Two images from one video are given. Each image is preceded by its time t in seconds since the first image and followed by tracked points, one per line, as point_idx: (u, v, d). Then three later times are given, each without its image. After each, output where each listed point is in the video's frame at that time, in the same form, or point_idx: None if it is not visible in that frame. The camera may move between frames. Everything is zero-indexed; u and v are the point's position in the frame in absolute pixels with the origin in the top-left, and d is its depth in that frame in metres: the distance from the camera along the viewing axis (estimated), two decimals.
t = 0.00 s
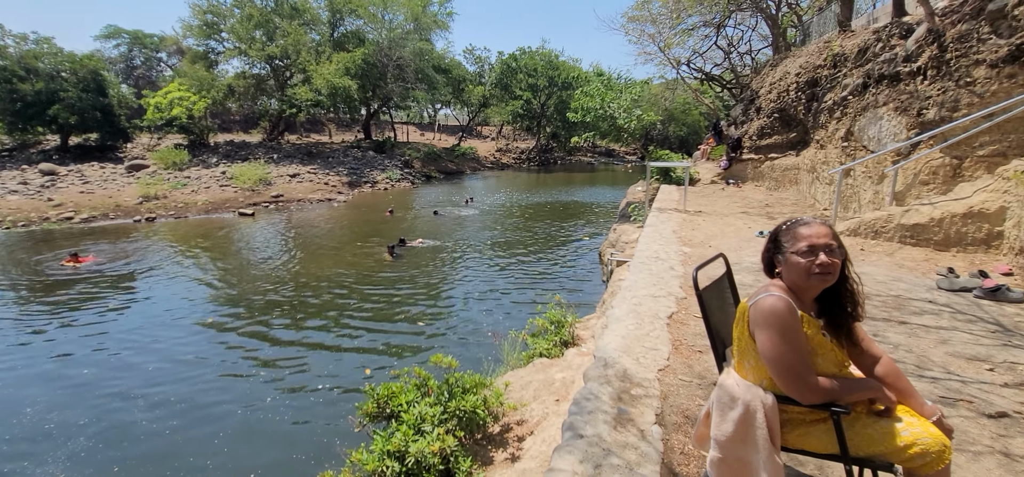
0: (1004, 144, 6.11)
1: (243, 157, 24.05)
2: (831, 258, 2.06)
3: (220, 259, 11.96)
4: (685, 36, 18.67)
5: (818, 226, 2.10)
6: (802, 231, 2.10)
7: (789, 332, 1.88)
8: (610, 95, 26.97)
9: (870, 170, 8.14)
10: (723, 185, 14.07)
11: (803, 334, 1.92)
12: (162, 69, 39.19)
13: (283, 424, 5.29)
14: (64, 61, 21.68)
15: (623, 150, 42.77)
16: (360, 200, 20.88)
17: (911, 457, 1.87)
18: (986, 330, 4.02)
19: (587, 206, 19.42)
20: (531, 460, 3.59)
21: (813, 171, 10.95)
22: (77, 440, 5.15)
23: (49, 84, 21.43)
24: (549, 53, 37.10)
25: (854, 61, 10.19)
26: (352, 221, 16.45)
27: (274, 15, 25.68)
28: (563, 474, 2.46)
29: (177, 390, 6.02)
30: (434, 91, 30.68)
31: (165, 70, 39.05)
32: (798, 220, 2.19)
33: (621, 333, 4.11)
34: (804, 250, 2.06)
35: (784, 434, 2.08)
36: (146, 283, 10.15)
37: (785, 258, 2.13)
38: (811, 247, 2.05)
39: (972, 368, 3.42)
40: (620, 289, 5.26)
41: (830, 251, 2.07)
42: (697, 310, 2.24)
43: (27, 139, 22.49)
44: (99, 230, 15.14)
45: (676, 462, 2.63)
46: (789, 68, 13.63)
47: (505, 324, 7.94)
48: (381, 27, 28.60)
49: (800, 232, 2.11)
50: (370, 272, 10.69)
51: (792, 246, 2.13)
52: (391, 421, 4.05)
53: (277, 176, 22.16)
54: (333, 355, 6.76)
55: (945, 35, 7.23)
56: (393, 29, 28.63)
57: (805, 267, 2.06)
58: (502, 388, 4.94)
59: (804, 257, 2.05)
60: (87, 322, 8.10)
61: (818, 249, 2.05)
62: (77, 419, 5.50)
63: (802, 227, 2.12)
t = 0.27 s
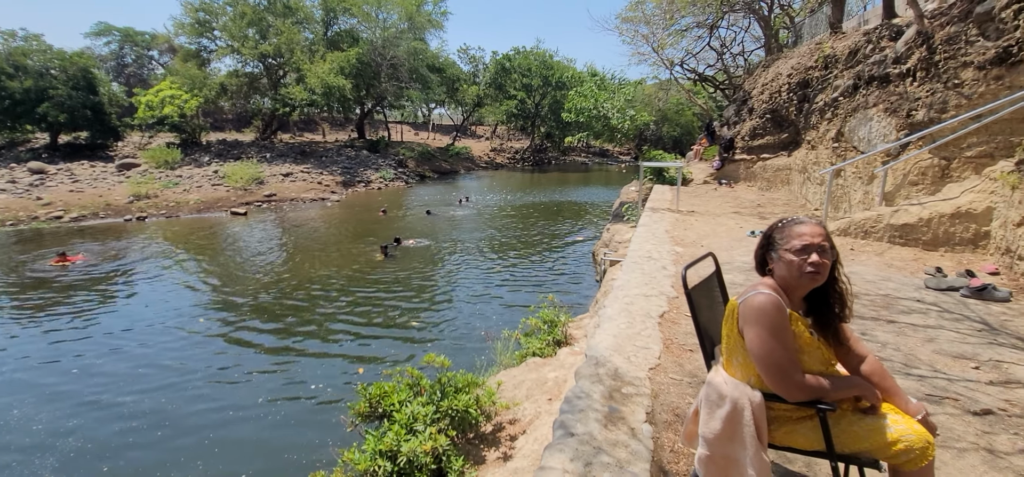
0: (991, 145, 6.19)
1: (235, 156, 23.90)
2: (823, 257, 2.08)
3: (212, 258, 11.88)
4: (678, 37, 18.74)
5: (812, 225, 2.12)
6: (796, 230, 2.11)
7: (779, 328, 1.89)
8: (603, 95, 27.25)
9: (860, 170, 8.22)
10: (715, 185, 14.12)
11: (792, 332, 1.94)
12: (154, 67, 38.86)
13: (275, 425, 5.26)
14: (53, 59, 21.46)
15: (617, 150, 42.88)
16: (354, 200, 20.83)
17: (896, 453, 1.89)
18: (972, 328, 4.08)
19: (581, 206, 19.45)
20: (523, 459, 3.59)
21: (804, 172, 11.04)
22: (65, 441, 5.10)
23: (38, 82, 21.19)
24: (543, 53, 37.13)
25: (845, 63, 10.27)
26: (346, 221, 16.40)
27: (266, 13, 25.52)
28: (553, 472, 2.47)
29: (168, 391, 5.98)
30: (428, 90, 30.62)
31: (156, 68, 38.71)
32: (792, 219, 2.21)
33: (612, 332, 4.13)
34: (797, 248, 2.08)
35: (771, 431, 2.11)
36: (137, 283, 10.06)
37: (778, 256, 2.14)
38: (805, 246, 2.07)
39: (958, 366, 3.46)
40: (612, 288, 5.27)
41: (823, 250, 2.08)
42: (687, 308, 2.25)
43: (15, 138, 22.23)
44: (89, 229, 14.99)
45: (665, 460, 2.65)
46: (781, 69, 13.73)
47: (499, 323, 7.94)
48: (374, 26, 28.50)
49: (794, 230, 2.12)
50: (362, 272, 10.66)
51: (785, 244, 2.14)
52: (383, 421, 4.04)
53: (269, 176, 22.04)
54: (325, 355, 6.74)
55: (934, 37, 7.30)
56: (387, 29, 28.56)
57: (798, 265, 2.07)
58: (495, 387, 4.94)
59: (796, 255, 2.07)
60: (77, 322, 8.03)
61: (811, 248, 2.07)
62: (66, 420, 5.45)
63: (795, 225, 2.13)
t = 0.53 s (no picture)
0: (978, 148, 6.27)
1: (228, 156, 23.76)
2: (819, 261, 2.10)
3: (204, 259, 11.81)
4: (672, 39, 18.83)
5: (809, 229, 2.13)
6: (794, 233, 2.12)
7: (772, 330, 1.91)
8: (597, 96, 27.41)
9: (851, 173, 8.30)
10: (708, 186, 14.18)
11: (785, 334, 1.96)
12: (145, 66, 38.55)
13: (267, 427, 5.24)
14: (42, 57, 21.24)
15: (611, 151, 43.00)
16: (347, 200, 20.77)
17: (883, 453, 1.92)
18: (960, 329, 4.13)
19: (575, 207, 19.51)
20: (516, 460, 3.61)
21: (796, 173, 11.13)
22: (55, 444, 5.06)
23: (27, 80, 20.97)
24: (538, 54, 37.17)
25: (836, 66, 10.37)
26: (339, 221, 16.36)
27: (259, 12, 25.39)
28: (546, 473, 2.49)
29: (159, 393, 5.94)
30: (423, 90, 30.59)
31: (147, 66, 38.41)
32: (789, 222, 2.22)
33: (605, 333, 4.15)
34: (794, 251, 2.09)
35: (761, 432, 2.13)
36: (128, 283, 9.99)
37: (774, 258, 2.16)
38: (802, 250, 2.08)
39: (946, 367, 3.51)
40: (605, 290, 5.29)
41: (819, 254, 2.10)
42: (681, 308, 2.26)
43: (3, 137, 21.98)
44: (79, 229, 14.86)
45: (658, 461, 2.66)
46: (773, 72, 13.84)
47: (493, 324, 7.95)
48: (368, 26, 28.41)
49: (791, 233, 2.13)
50: (356, 272, 10.65)
51: (783, 247, 2.16)
52: (376, 422, 4.04)
53: (262, 176, 21.92)
54: (318, 356, 6.71)
55: (923, 41, 7.39)
56: (381, 28, 28.50)
57: (794, 268, 2.09)
58: (489, 388, 4.95)
59: (793, 259, 2.09)
60: (67, 323, 7.96)
61: (808, 252, 2.08)
62: (55, 423, 5.40)
63: (792, 228, 2.15)
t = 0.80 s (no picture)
0: (970, 148, 6.33)
1: (222, 157, 23.64)
2: (821, 262, 2.09)
3: (198, 260, 11.74)
4: (666, 40, 18.90)
5: (811, 229, 2.12)
6: (795, 233, 2.11)
7: (770, 329, 1.91)
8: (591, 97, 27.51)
9: (844, 173, 8.35)
10: (703, 186, 14.22)
11: (782, 333, 1.96)
12: (138, 66, 38.30)
13: (262, 429, 5.21)
14: (34, 57, 21.07)
15: (606, 152, 43.08)
16: (342, 201, 20.72)
17: (876, 451, 1.94)
18: (952, 328, 4.17)
19: (571, 207, 19.55)
20: (512, 460, 3.60)
21: (790, 173, 11.19)
22: (47, 447, 5.02)
23: (18, 81, 20.79)
24: (533, 55, 37.20)
25: (829, 67, 10.44)
26: (334, 222, 16.33)
27: (253, 12, 25.26)
28: (542, 473, 2.49)
29: (152, 395, 5.90)
30: (418, 91, 30.54)
31: (140, 67, 38.17)
32: (791, 221, 2.21)
33: (601, 333, 4.16)
34: (796, 251, 2.08)
35: (756, 430, 2.14)
36: (121, 285, 9.93)
37: (775, 258, 2.15)
38: (803, 250, 2.07)
39: (938, 365, 3.54)
40: (601, 290, 5.30)
41: (820, 254, 2.09)
42: (678, 306, 2.27)
43: None
44: (70, 231, 14.75)
45: (653, 460, 2.67)
46: (767, 73, 13.92)
47: (490, 325, 7.95)
48: (363, 26, 28.35)
49: (792, 233, 2.13)
50: (352, 273, 10.64)
51: (784, 247, 2.15)
52: (372, 424, 4.02)
53: (257, 177, 21.82)
54: (313, 358, 6.69)
55: (915, 42, 7.46)
56: (376, 29, 28.44)
57: (794, 269, 2.08)
58: (485, 388, 4.95)
59: (794, 259, 2.08)
60: (59, 325, 7.90)
61: (810, 252, 2.07)
62: (48, 426, 5.36)
63: (795, 228, 2.14)
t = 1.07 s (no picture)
0: (961, 147, 6.38)
1: (215, 157, 23.51)
2: (819, 262, 2.09)
3: (191, 261, 11.67)
4: (661, 40, 18.95)
5: (810, 229, 2.12)
6: (794, 232, 2.11)
7: (767, 327, 1.92)
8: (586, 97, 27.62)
9: (837, 172, 8.41)
10: (697, 186, 14.27)
11: (778, 332, 1.97)
12: (130, 66, 38.03)
13: (257, 430, 5.19)
14: (23, 57, 20.85)
15: (601, 151, 43.18)
16: (337, 201, 20.66)
17: (870, 448, 1.95)
18: (945, 326, 4.20)
19: (566, 207, 19.59)
20: (508, 460, 3.60)
21: (783, 173, 11.25)
22: (38, 450, 4.97)
23: (8, 80, 20.57)
24: (528, 55, 37.20)
25: (822, 67, 10.50)
26: (329, 222, 16.29)
27: (247, 12, 25.11)
28: (538, 473, 2.48)
29: (145, 397, 5.85)
30: (412, 91, 30.48)
31: (132, 66, 37.87)
32: (790, 221, 2.21)
33: (597, 332, 4.16)
34: (795, 250, 2.08)
35: (751, 428, 2.15)
36: (113, 286, 9.86)
37: (773, 257, 2.15)
38: (802, 249, 2.07)
39: (931, 363, 3.56)
40: (596, 289, 5.31)
41: (819, 254, 2.10)
42: (674, 305, 2.27)
43: None
44: (62, 231, 14.62)
45: (649, 459, 2.67)
46: (761, 73, 13.99)
47: (485, 325, 7.95)
48: (357, 26, 28.25)
49: (791, 233, 2.13)
50: (347, 273, 10.62)
51: (782, 246, 2.15)
52: (367, 424, 4.01)
53: (250, 177, 21.71)
54: (308, 359, 6.66)
55: (906, 42, 7.51)
56: (370, 29, 28.35)
57: (792, 268, 2.08)
58: (480, 389, 4.95)
59: (793, 258, 2.08)
60: (51, 327, 7.83)
61: (808, 252, 2.07)
62: (39, 429, 5.31)
63: (793, 228, 2.14)
